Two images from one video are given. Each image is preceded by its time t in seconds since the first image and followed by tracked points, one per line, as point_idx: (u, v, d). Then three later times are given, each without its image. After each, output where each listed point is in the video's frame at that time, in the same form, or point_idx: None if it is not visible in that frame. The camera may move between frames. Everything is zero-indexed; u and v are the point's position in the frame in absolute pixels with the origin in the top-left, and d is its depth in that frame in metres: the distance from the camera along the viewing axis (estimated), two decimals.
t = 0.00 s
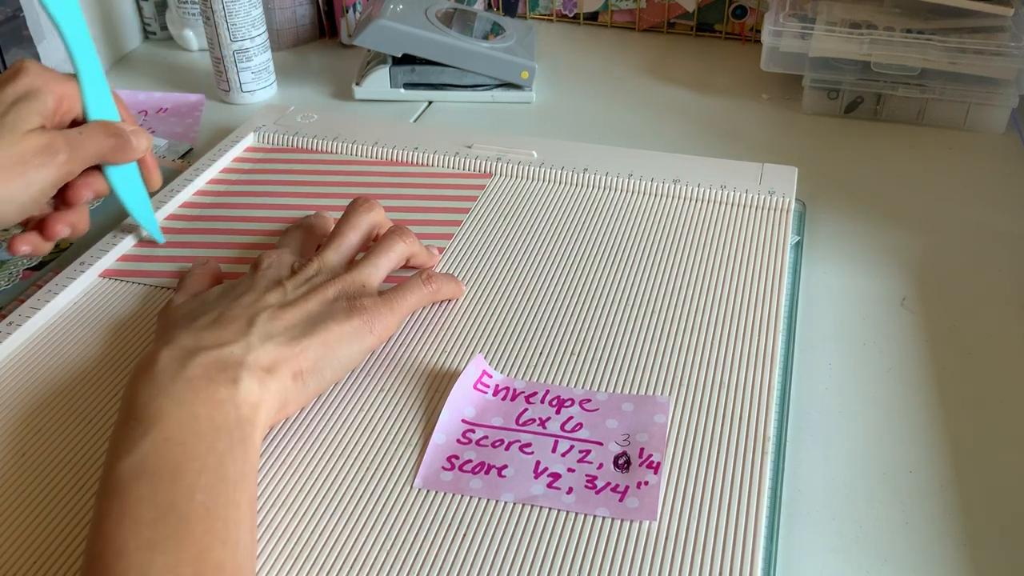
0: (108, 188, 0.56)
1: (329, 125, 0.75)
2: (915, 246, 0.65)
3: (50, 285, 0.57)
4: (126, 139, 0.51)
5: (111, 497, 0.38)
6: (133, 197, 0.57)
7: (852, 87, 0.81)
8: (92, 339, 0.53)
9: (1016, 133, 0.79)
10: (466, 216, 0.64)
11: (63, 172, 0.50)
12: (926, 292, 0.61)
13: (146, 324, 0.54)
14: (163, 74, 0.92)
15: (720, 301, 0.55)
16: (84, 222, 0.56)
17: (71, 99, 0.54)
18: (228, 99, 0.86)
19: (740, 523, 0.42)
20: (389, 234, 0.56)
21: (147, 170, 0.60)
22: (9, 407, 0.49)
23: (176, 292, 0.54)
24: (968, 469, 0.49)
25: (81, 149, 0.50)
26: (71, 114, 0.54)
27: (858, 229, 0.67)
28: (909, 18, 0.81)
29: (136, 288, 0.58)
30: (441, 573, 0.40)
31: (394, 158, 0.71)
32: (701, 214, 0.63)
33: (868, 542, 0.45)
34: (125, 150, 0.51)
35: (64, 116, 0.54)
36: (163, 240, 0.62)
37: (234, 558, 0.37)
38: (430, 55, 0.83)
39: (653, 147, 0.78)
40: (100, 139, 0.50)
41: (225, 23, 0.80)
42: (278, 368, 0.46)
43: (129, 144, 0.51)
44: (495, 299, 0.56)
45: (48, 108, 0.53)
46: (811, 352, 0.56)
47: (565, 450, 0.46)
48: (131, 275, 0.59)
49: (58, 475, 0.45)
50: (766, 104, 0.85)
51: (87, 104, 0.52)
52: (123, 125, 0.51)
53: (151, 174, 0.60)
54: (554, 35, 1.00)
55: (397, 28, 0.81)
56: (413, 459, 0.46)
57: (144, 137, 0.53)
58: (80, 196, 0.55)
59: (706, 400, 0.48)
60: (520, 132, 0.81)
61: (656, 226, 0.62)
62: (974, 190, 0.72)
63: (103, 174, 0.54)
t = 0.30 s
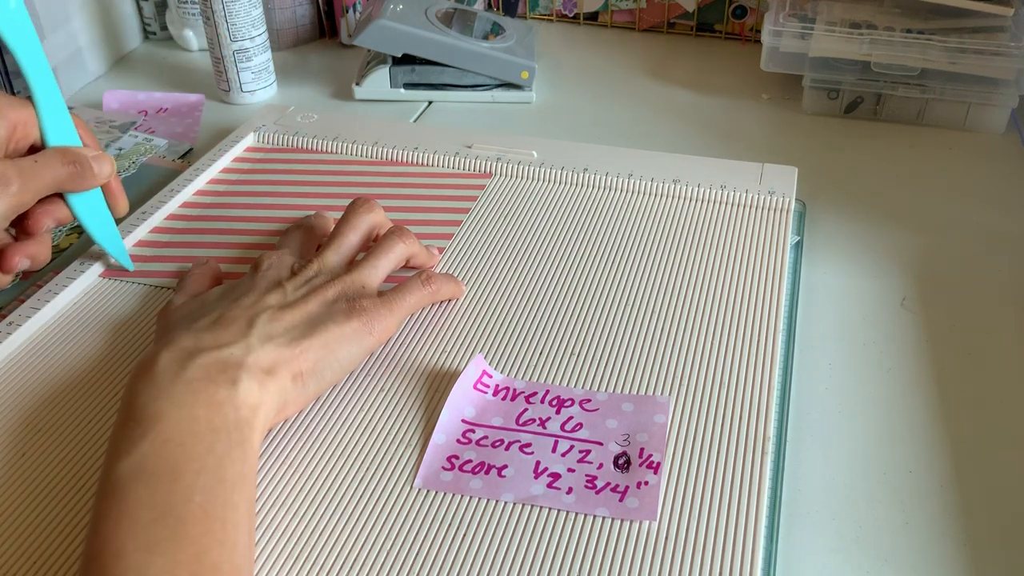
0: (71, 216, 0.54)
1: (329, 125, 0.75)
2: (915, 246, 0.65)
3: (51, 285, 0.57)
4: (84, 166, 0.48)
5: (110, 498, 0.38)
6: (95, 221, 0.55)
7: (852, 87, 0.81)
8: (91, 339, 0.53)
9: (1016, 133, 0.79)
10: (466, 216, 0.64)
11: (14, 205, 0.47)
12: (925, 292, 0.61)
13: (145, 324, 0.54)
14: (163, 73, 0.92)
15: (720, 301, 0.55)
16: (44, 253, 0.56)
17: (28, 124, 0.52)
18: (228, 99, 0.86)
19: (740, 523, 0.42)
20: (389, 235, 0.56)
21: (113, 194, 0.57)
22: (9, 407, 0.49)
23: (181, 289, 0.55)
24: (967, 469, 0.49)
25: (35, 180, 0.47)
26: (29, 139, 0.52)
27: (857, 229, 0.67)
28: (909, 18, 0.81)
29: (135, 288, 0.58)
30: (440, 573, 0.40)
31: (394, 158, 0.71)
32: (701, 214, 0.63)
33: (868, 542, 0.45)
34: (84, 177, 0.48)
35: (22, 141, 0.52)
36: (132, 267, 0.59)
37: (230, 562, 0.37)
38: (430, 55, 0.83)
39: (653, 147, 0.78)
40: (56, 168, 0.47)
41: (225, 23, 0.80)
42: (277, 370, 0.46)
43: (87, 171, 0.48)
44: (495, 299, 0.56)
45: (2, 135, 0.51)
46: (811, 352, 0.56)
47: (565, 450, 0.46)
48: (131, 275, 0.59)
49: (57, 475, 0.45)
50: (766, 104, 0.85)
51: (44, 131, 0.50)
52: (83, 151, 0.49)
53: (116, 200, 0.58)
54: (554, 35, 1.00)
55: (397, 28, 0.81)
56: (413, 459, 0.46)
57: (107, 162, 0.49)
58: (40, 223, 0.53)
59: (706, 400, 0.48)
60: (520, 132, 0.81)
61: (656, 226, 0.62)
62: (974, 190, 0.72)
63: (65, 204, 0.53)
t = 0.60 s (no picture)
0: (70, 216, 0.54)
1: (329, 124, 0.75)
2: (915, 247, 0.65)
3: (51, 285, 0.57)
4: (85, 167, 0.48)
5: (110, 500, 0.38)
6: (94, 220, 0.55)
7: (852, 87, 0.81)
8: (92, 339, 0.53)
9: (1017, 133, 0.79)
10: (466, 216, 0.64)
11: (14, 206, 0.47)
12: (925, 292, 0.61)
13: (145, 324, 0.54)
14: (163, 73, 0.92)
15: (720, 301, 0.55)
16: (43, 254, 0.55)
17: (27, 125, 0.52)
18: (228, 99, 0.86)
19: (740, 523, 0.42)
20: (389, 236, 0.56)
21: (112, 195, 0.57)
22: (9, 407, 0.49)
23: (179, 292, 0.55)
24: (968, 469, 0.49)
25: (34, 181, 0.47)
26: (28, 140, 0.52)
27: (857, 229, 0.67)
28: (909, 18, 0.81)
29: (135, 289, 0.58)
30: (440, 573, 0.40)
31: (394, 158, 0.71)
32: (701, 214, 0.63)
33: (868, 542, 0.45)
34: (84, 178, 0.48)
35: (21, 142, 0.52)
36: (132, 267, 0.59)
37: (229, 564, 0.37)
38: (430, 55, 0.83)
39: (653, 147, 0.78)
40: (55, 169, 0.47)
41: (225, 23, 0.80)
42: (277, 372, 0.46)
43: (87, 172, 0.48)
44: (495, 300, 0.56)
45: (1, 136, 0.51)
46: (812, 352, 0.56)
47: (565, 450, 0.46)
48: (131, 275, 0.59)
49: (58, 475, 0.45)
50: (766, 104, 0.85)
51: (45, 131, 0.50)
52: (83, 152, 0.49)
53: (116, 201, 0.57)
54: (554, 36, 1.00)
55: (397, 28, 0.81)
56: (413, 459, 0.46)
57: (107, 163, 0.49)
58: (39, 225, 0.52)
59: (706, 400, 0.48)
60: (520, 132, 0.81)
61: (656, 226, 0.62)
62: (974, 190, 0.72)
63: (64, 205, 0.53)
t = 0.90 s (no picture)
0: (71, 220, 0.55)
1: (329, 124, 0.75)
2: (915, 247, 0.65)
3: (51, 285, 0.57)
4: (86, 175, 0.48)
5: (111, 504, 0.38)
6: (98, 227, 0.56)
7: (852, 88, 0.81)
8: (92, 339, 0.53)
9: (1016, 133, 0.79)
10: (466, 216, 0.64)
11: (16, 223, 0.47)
12: (925, 292, 0.61)
13: (145, 324, 0.54)
14: (163, 73, 0.92)
15: (720, 301, 0.55)
16: (49, 261, 0.55)
17: (29, 134, 0.51)
18: (228, 99, 0.86)
19: (740, 523, 0.42)
20: (390, 237, 0.56)
21: (113, 198, 0.57)
22: (9, 407, 0.49)
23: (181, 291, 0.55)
24: (967, 469, 0.49)
25: (37, 193, 0.47)
26: (30, 148, 0.51)
27: (858, 229, 0.67)
28: (909, 18, 0.81)
29: (135, 290, 0.58)
30: (440, 572, 0.40)
31: (394, 158, 0.71)
32: (701, 214, 0.63)
33: (868, 542, 0.45)
34: (86, 186, 0.48)
35: (23, 151, 0.51)
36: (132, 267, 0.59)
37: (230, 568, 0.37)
38: (430, 55, 0.83)
39: (653, 147, 0.78)
40: (57, 179, 0.47)
41: (225, 23, 0.80)
42: (278, 376, 0.46)
43: (89, 180, 0.48)
44: (495, 300, 0.56)
45: (3, 148, 0.50)
46: (811, 352, 0.56)
47: (565, 450, 0.46)
48: (131, 276, 0.59)
49: (58, 475, 0.45)
50: (766, 105, 0.85)
51: (46, 138, 0.50)
52: (83, 158, 0.48)
53: (116, 203, 0.57)
54: (554, 36, 1.00)
55: (397, 28, 0.81)
56: (414, 459, 0.46)
57: (107, 167, 0.49)
58: (42, 232, 0.54)
59: (706, 400, 0.48)
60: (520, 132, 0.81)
61: (655, 226, 0.62)
62: (974, 191, 0.72)
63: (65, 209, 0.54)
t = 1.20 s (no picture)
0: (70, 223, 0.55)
1: (329, 124, 0.75)
2: (915, 246, 0.65)
3: (51, 285, 0.57)
4: (83, 178, 0.48)
5: (111, 504, 0.38)
6: (95, 227, 0.56)
7: (852, 88, 0.81)
8: (92, 339, 0.53)
9: (1016, 133, 0.79)
10: (466, 216, 0.64)
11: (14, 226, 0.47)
12: (925, 292, 0.61)
13: (144, 325, 0.54)
14: (163, 73, 0.92)
15: (719, 301, 0.55)
16: (48, 264, 0.56)
17: (24, 138, 0.50)
18: (228, 99, 0.86)
19: (740, 523, 0.42)
20: (390, 237, 0.56)
21: (112, 199, 0.57)
22: (9, 407, 0.49)
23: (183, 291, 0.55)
24: (967, 469, 0.49)
25: (33, 198, 0.47)
26: (25, 152, 0.51)
27: (857, 229, 0.67)
28: (909, 18, 0.81)
29: (135, 289, 0.58)
30: (440, 573, 0.40)
31: (394, 158, 0.71)
32: (701, 214, 0.63)
33: (868, 542, 0.45)
34: (83, 189, 0.48)
35: (18, 154, 0.51)
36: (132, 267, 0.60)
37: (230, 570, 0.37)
38: (430, 55, 0.83)
39: (653, 147, 0.78)
40: (54, 183, 0.47)
41: (225, 23, 0.80)
42: (278, 376, 0.46)
43: (86, 183, 0.48)
44: (495, 300, 0.56)
45: None
46: (811, 352, 0.56)
47: (565, 450, 0.46)
48: (131, 276, 0.59)
49: (58, 475, 0.45)
50: (766, 104, 0.85)
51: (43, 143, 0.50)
52: (79, 161, 0.48)
53: (116, 204, 0.57)
54: (554, 36, 1.00)
55: (397, 28, 0.81)
56: (413, 459, 0.46)
57: (104, 169, 0.49)
58: (41, 235, 0.54)
59: (706, 400, 0.48)
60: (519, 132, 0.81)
61: (655, 226, 0.62)
62: (975, 191, 0.72)
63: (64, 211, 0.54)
